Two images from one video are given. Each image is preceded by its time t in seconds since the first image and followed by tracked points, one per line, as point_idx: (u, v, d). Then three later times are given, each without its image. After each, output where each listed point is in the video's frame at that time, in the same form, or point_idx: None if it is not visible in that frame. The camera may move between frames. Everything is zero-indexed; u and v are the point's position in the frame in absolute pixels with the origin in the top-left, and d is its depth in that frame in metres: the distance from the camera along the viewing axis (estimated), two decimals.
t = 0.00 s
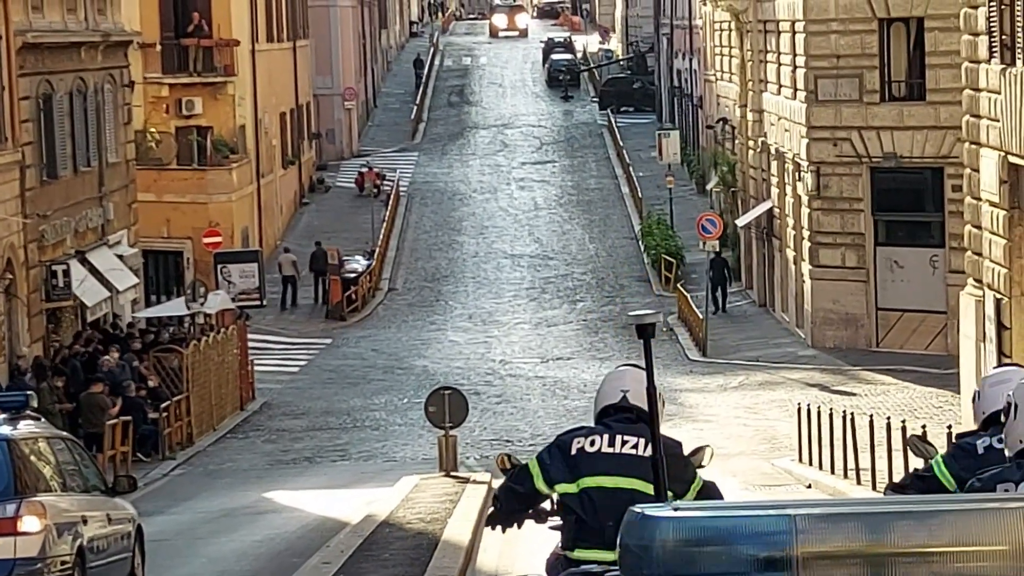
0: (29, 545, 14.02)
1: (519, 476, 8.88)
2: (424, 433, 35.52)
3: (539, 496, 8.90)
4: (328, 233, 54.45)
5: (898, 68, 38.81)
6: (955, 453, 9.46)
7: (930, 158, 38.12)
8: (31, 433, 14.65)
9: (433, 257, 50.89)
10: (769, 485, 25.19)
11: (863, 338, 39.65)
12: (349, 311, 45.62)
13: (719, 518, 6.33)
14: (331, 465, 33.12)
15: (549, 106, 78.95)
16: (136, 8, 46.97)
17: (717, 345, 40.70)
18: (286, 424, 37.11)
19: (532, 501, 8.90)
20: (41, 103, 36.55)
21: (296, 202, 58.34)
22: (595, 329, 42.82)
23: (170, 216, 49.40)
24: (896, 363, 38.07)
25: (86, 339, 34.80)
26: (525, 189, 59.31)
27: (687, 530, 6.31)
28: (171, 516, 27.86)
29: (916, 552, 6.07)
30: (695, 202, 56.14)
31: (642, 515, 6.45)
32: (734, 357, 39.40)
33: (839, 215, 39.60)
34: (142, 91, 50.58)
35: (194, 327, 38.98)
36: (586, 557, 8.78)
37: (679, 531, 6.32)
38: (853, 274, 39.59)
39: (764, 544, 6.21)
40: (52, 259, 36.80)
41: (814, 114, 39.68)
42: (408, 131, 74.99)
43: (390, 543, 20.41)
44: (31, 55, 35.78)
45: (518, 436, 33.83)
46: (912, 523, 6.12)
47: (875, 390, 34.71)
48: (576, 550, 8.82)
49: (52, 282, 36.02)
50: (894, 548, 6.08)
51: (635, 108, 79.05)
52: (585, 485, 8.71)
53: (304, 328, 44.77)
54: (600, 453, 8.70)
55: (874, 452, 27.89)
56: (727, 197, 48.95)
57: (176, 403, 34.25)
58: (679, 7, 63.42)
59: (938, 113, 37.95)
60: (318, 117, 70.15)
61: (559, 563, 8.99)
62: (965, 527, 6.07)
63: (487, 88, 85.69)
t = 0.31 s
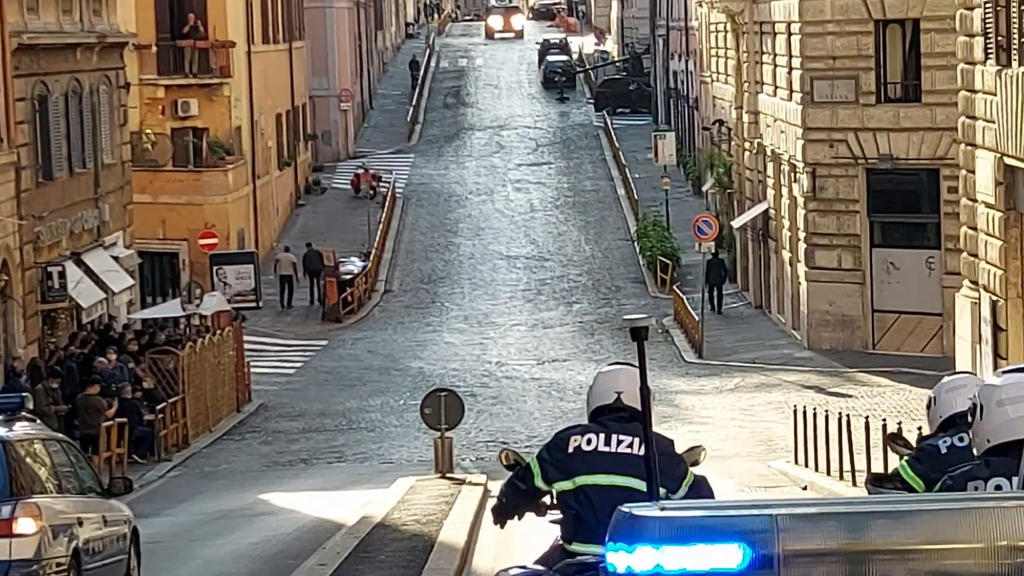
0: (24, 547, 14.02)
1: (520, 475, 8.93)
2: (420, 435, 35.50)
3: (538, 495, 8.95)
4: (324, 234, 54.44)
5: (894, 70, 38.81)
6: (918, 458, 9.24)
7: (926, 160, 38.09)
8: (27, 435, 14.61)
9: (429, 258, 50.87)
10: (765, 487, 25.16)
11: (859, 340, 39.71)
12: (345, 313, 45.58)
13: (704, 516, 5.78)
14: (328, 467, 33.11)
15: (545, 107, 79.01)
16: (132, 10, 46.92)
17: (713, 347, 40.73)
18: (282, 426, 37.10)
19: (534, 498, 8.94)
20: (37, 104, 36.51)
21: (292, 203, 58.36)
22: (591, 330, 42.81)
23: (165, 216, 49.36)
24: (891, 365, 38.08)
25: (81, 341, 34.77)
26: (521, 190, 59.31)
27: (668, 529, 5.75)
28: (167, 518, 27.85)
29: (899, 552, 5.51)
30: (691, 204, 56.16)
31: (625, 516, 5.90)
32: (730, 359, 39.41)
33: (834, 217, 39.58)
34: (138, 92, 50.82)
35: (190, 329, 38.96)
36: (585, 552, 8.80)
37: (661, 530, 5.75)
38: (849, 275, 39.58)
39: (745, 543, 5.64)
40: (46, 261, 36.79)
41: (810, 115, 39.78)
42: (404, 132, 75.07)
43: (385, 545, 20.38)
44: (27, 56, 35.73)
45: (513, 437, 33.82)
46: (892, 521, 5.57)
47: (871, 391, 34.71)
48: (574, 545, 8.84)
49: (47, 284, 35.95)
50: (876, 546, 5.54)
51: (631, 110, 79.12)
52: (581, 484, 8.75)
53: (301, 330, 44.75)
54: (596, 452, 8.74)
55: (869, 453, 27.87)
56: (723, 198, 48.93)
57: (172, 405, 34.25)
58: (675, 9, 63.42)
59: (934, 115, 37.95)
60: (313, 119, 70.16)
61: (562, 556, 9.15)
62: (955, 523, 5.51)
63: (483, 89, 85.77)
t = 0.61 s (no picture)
0: (20, 548, 13.99)
1: (517, 474, 9.54)
2: (416, 436, 35.54)
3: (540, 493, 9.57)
4: (320, 235, 54.41)
5: (890, 71, 38.92)
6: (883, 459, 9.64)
7: (922, 161, 38.15)
8: (23, 437, 14.58)
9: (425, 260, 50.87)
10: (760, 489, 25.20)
11: (855, 341, 39.70)
12: (341, 314, 45.55)
13: (679, 494, 6.02)
14: (324, 469, 33.14)
15: (542, 108, 78.93)
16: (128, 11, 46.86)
17: (709, 348, 40.73)
18: (278, 427, 37.13)
19: (530, 497, 9.56)
20: (33, 106, 36.53)
21: (288, 205, 58.33)
22: (588, 332, 42.81)
23: (161, 218, 49.34)
24: (887, 366, 38.09)
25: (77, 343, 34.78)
26: (517, 191, 59.29)
27: (648, 506, 6.00)
28: (164, 519, 27.87)
29: (853, 526, 5.74)
30: (687, 205, 56.13)
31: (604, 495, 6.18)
32: (727, 361, 39.43)
33: (831, 218, 39.56)
34: (134, 93, 50.97)
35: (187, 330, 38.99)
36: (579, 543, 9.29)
37: (639, 506, 6.01)
38: (845, 277, 39.60)
39: (716, 519, 5.86)
40: (43, 263, 36.80)
41: (806, 117, 39.74)
42: (400, 134, 74.97)
43: (381, 547, 20.41)
44: (23, 58, 35.73)
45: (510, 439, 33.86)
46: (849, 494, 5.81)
47: (867, 393, 34.73)
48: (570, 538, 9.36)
49: (43, 286, 36.03)
50: (831, 521, 5.75)
51: (627, 111, 79.03)
52: (574, 479, 9.28)
53: (297, 331, 44.73)
54: (587, 449, 9.29)
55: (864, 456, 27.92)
56: (719, 200, 48.90)
57: (167, 407, 34.25)
58: (671, 11, 63.38)
59: (930, 117, 37.95)
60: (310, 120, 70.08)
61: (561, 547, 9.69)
62: (900, 500, 5.74)
63: (479, 91, 85.67)
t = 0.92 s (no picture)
0: (17, 549, 14.04)
1: (516, 466, 10.50)
2: (414, 438, 35.57)
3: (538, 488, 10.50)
4: (318, 236, 54.40)
5: (888, 73, 38.91)
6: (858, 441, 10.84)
7: (921, 163, 38.13)
8: (22, 437, 14.56)
9: (423, 261, 50.83)
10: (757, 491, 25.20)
11: (853, 343, 39.66)
12: (339, 316, 45.55)
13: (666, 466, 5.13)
14: (322, 470, 33.15)
15: (540, 110, 79.06)
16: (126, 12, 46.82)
17: (706, 350, 40.73)
18: (276, 428, 37.15)
19: (528, 486, 10.50)
20: (31, 107, 36.55)
21: (287, 206, 58.35)
22: (586, 333, 42.80)
23: (160, 220, 49.44)
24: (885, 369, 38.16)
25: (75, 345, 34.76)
26: (515, 192, 59.29)
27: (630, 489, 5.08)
28: (161, 521, 27.86)
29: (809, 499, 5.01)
30: (684, 207, 56.13)
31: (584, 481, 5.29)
32: (725, 362, 39.45)
33: (829, 220, 39.61)
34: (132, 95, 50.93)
35: (185, 332, 39.01)
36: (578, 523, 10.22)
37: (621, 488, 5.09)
38: (843, 278, 39.64)
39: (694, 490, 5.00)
40: (41, 264, 36.79)
41: (803, 118, 39.75)
42: (399, 135, 75.09)
43: (378, 548, 20.39)
44: (21, 59, 35.73)
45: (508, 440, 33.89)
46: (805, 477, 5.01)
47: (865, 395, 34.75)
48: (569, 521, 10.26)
49: (41, 287, 35.99)
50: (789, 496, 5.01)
51: (625, 113, 79.20)
52: (572, 467, 10.25)
53: (295, 333, 44.74)
54: (583, 440, 10.28)
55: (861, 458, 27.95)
56: (717, 202, 48.92)
57: (166, 409, 34.29)
58: (669, 12, 63.45)
59: (927, 118, 37.97)
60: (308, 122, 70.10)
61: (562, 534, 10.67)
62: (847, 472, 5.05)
63: (477, 92, 85.76)
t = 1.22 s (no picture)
0: (16, 549, 14.04)
1: (515, 458, 10.65)
2: (412, 439, 35.62)
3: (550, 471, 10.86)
4: (317, 238, 54.41)
5: (886, 75, 38.86)
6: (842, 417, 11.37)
7: (919, 164, 38.18)
8: (20, 437, 14.53)
9: (422, 263, 50.83)
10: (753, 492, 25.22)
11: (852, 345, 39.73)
12: (337, 318, 45.54)
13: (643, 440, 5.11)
14: (320, 471, 33.18)
15: (539, 112, 79.19)
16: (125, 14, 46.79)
17: (705, 351, 40.77)
18: (274, 430, 37.18)
19: (528, 477, 10.63)
20: (29, 109, 36.54)
21: (285, 208, 58.38)
22: (584, 335, 42.81)
23: (158, 222, 49.24)
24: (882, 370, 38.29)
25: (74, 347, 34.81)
26: (514, 195, 59.34)
27: (609, 448, 5.09)
28: (159, 522, 27.88)
29: (754, 462, 4.97)
30: (683, 208, 56.11)
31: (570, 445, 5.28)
32: (724, 364, 39.49)
33: (827, 221, 39.66)
34: (131, 96, 50.86)
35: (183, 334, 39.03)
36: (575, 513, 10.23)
37: (601, 447, 5.10)
38: (841, 279, 39.71)
39: (654, 456, 4.95)
40: (39, 266, 36.79)
41: (802, 120, 39.76)
42: (397, 137, 75.19)
43: (376, 549, 20.42)
44: (19, 61, 35.71)
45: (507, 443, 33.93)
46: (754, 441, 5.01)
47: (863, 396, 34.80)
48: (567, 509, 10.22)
49: (39, 289, 36.04)
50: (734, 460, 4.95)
51: (624, 115, 79.29)
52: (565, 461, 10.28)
53: (294, 335, 44.74)
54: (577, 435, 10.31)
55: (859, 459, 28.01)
56: (715, 203, 48.93)
57: (164, 410, 34.35)
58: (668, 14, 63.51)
59: (926, 120, 38.02)
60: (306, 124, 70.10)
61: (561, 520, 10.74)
62: (784, 442, 5.02)
63: (475, 94, 85.76)
